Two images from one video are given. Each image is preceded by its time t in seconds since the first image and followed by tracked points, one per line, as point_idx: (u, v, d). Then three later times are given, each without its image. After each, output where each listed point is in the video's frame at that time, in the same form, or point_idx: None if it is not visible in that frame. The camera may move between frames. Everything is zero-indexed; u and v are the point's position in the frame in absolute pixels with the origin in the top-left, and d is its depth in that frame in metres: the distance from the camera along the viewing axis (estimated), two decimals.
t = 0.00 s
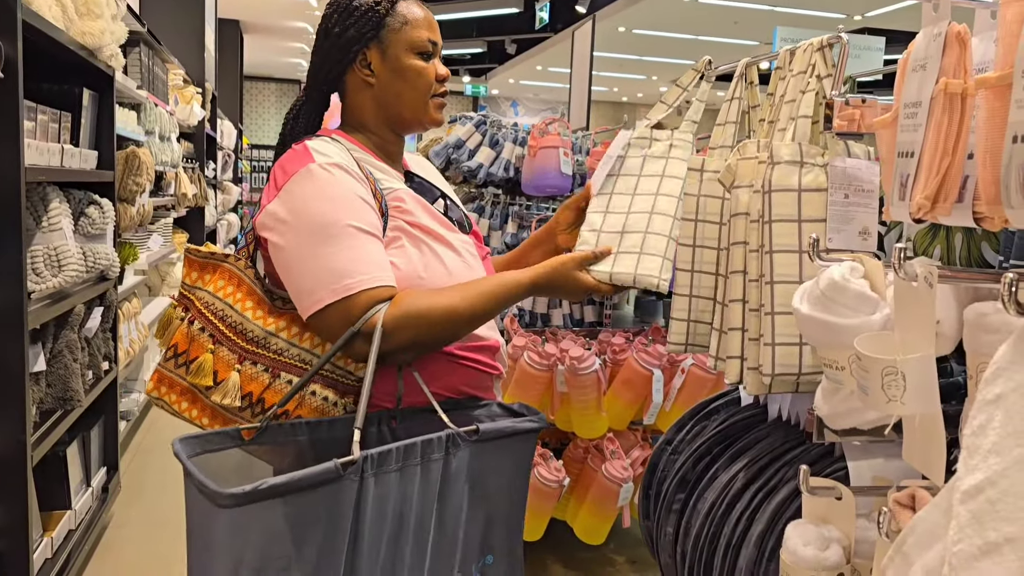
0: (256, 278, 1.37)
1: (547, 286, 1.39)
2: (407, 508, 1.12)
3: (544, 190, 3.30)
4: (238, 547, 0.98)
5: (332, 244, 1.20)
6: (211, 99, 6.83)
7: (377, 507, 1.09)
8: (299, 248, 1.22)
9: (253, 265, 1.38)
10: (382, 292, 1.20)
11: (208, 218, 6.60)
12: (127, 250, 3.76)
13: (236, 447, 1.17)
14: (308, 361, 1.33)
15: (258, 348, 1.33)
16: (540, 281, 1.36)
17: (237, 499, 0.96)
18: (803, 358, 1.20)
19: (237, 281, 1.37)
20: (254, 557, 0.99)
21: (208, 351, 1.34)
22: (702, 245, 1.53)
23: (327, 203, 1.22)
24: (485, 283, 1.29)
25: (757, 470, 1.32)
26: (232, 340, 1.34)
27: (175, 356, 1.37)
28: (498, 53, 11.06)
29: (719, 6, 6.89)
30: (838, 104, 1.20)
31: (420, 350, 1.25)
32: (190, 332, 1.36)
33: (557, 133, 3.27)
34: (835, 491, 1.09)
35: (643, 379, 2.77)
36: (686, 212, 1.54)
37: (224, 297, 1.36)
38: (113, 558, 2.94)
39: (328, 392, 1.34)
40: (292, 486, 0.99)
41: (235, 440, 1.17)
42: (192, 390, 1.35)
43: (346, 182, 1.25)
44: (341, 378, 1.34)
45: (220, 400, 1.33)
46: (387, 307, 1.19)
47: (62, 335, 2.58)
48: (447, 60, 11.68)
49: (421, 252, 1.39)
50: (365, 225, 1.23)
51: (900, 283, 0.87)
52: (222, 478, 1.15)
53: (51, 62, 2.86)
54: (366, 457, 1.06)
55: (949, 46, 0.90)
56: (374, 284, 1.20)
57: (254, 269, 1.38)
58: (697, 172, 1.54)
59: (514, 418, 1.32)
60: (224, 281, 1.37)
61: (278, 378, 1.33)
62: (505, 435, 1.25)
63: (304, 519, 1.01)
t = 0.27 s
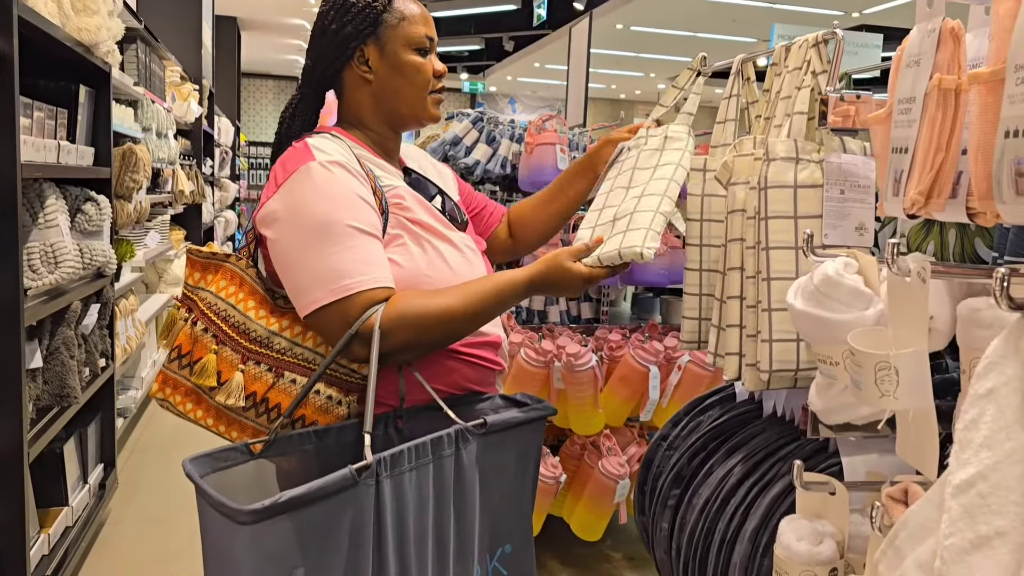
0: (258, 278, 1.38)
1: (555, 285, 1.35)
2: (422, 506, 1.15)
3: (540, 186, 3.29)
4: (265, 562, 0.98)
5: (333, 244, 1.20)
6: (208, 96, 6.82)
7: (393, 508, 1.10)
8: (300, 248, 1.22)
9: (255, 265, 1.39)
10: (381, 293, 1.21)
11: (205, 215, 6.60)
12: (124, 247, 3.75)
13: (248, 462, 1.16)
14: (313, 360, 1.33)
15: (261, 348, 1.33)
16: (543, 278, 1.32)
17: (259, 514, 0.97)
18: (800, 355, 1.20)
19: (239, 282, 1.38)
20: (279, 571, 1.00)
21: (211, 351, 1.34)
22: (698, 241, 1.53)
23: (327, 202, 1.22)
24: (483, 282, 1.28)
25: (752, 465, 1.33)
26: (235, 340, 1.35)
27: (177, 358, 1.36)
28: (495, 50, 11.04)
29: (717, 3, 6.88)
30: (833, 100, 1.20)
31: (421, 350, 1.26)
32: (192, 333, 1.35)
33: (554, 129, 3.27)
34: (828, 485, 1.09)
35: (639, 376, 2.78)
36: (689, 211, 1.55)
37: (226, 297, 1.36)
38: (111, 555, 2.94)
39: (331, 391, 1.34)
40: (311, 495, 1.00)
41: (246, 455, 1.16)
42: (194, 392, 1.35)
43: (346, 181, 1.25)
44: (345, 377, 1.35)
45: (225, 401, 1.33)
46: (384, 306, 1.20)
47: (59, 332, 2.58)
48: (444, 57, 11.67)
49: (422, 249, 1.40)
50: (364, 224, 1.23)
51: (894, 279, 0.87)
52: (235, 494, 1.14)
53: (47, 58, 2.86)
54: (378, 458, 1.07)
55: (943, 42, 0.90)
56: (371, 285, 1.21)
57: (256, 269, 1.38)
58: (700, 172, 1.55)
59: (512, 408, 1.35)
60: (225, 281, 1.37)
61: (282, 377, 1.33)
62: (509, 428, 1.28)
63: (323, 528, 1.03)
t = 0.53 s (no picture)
0: (255, 277, 1.37)
1: (558, 282, 1.33)
2: (425, 503, 1.15)
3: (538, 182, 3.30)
4: (266, 562, 0.99)
5: (328, 243, 1.20)
6: (206, 93, 6.81)
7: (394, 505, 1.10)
8: (295, 249, 1.22)
9: (252, 265, 1.39)
10: (376, 292, 1.21)
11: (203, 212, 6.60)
12: (122, 244, 3.75)
13: (249, 462, 1.16)
14: (311, 359, 1.33)
15: (259, 347, 1.33)
16: (542, 274, 1.31)
17: (259, 515, 0.97)
18: (795, 350, 1.21)
19: (235, 281, 1.38)
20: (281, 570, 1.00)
21: (209, 352, 1.34)
22: (694, 237, 1.53)
23: (320, 203, 1.22)
24: (479, 281, 1.29)
25: (748, 459, 1.34)
26: (233, 340, 1.35)
27: (176, 359, 1.36)
28: (494, 48, 11.03)
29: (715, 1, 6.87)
30: (828, 95, 1.21)
31: (419, 348, 1.26)
32: (190, 334, 1.35)
33: (551, 126, 3.28)
34: (822, 480, 1.09)
35: (636, 372, 2.78)
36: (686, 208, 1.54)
37: (223, 297, 1.36)
38: (108, 552, 2.94)
39: (331, 390, 1.34)
40: (311, 495, 1.00)
41: (246, 456, 1.16)
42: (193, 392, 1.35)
43: (341, 180, 1.25)
44: (346, 375, 1.34)
45: (223, 401, 1.33)
46: (379, 305, 1.20)
47: (56, 329, 2.58)
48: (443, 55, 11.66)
49: (420, 247, 1.39)
50: (360, 223, 1.23)
51: (887, 273, 0.87)
52: (235, 495, 1.14)
53: (45, 55, 2.86)
54: (377, 457, 1.07)
55: (937, 37, 0.90)
56: (367, 282, 1.21)
57: (252, 269, 1.38)
58: (696, 168, 1.54)
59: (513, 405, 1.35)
60: (223, 281, 1.37)
61: (279, 377, 1.33)
62: (509, 423, 1.28)
63: (322, 529, 1.03)
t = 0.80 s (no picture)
0: (254, 276, 1.37)
1: (562, 288, 1.31)
2: (417, 507, 1.15)
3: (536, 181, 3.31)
4: (255, 565, 0.99)
5: (326, 243, 1.20)
6: (205, 92, 6.81)
7: (385, 509, 1.11)
8: (294, 249, 1.22)
9: (251, 263, 1.39)
10: (373, 293, 1.21)
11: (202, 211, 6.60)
12: (121, 243, 3.75)
13: (246, 461, 1.17)
14: (309, 359, 1.33)
15: (259, 347, 1.33)
16: (544, 279, 1.29)
17: (248, 519, 0.97)
18: (790, 346, 1.21)
19: (235, 280, 1.37)
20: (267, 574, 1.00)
21: (208, 350, 1.34)
22: (691, 234, 1.53)
23: (318, 202, 1.22)
24: (480, 284, 1.28)
25: (744, 457, 1.34)
26: (232, 339, 1.35)
27: (175, 357, 1.37)
28: (493, 46, 11.02)
29: None
30: (824, 92, 1.24)
31: (419, 349, 1.26)
32: (189, 332, 1.35)
33: (550, 124, 3.28)
34: (820, 477, 1.10)
35: (635, 370, 2.77)
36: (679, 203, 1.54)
37: (223, 296, 1.36)
38: (108, 550, 2.95)
39: (330, 390, 1.34)
40: (301, 499, 1.01)
41: (243, 455, 1.16)
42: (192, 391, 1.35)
43: (340, 179, 1.25)
44: (345, 375, 1.34)
45: (222, 399, 1.33)
46: (378, 305, 1.20)
47: (56, 328, 2.59)
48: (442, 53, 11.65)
49: (420, 246, 1.40)
50: (359, 222, 1.23)
51: (883, 270, 0.87)
52: (231, 494, 1.15)
53: (44, 54, 2.86)
54: (369, 463, 1.07)
55: (932, 34, 0.90)
56: (367, 282, 1.21)
57: (252, 268, 1.38)
58: (687, 162, 1.53)
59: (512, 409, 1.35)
60: (222, 280, 1.37)
61: (278, 377, 1.33)
62: (507, 426, 1.28)
63: (311, 532, 1.03)
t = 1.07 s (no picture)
0: (258, 276, 1.38)
1: (568, 294, 1.32)
2: (427, 505, 1.15)
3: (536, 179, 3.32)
4: (269, 565, 0.98)
5: (334, 242, 1.21)
6: (205, 91, 6.81)
7: (397, 506, 1.11)
8: (301, 248, 1.23)
9: (254, 262, 1.39)
10: (380, 293, 1.21)
11: (203, 209, 6.60)
12: (122, 242, 3.76)
13: (252, 461, 1.17)
14: (314, 358, 1.34)
15: (263, 346, 1.34)
16: (550, 285, 1.29)
17: (263, 518, 0.96)
18: (790, 344, 1.22)
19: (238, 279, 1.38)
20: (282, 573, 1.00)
21: (212, 350, 1.35)
22: (691, 232, 1.54)
23: (325, 202, 1.22)
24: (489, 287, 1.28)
25: (744, 455, 1.34)
26: (236, 338, 1.35)
27: (178, 357, 1.37)
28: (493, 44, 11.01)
29: None
30: (824, 91, 1.26)
31: (425, 349, 1.26)
32: (192, 332, 1.36)
33: (550, 122, 3.28)
34: (820, 474, 1.10)
35: (636, 368, 2.77)
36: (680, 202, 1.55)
37: (226, 295, 1.36)
38: (110, 549, 2.95)
39: (336, 389, 1.35)
40: (316, 497, 1.00)
41: (250, 455, 1.17)
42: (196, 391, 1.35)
43: (345, 179, 1.25)
44: (350, 374, 1.36)
45: (228, 399, 1.33)
46: (387, 306, 1.20)
47: (57, 327, 2.59)
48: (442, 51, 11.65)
49: (424, 245, 1.40)
50: (365, 222, 1.23)
51: (883, 268, 0.87)
52: (239, 494, 1.15)
53: (44, 54, 2.87)
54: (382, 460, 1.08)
55: (931, 33, 0.90)
56: (376, 281, 1.21)
57: (255, 267, 1.38)
58: (684, 160, 1.53)
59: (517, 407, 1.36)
60: (225, 279, 1.37)
61: (283, 376, 1.34)
62: (514, 424, 1.29)
63: (326, 531, 1.03)
